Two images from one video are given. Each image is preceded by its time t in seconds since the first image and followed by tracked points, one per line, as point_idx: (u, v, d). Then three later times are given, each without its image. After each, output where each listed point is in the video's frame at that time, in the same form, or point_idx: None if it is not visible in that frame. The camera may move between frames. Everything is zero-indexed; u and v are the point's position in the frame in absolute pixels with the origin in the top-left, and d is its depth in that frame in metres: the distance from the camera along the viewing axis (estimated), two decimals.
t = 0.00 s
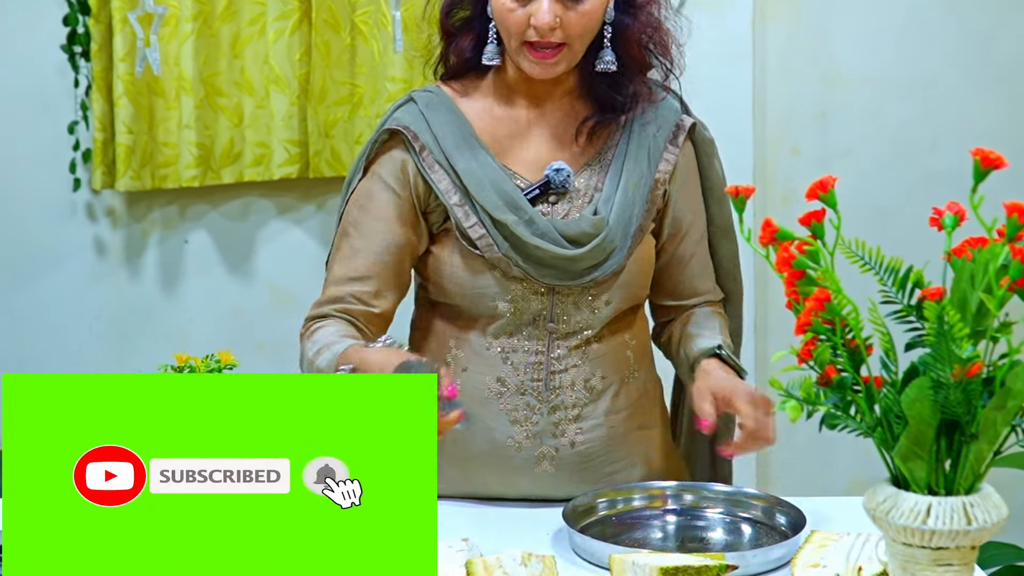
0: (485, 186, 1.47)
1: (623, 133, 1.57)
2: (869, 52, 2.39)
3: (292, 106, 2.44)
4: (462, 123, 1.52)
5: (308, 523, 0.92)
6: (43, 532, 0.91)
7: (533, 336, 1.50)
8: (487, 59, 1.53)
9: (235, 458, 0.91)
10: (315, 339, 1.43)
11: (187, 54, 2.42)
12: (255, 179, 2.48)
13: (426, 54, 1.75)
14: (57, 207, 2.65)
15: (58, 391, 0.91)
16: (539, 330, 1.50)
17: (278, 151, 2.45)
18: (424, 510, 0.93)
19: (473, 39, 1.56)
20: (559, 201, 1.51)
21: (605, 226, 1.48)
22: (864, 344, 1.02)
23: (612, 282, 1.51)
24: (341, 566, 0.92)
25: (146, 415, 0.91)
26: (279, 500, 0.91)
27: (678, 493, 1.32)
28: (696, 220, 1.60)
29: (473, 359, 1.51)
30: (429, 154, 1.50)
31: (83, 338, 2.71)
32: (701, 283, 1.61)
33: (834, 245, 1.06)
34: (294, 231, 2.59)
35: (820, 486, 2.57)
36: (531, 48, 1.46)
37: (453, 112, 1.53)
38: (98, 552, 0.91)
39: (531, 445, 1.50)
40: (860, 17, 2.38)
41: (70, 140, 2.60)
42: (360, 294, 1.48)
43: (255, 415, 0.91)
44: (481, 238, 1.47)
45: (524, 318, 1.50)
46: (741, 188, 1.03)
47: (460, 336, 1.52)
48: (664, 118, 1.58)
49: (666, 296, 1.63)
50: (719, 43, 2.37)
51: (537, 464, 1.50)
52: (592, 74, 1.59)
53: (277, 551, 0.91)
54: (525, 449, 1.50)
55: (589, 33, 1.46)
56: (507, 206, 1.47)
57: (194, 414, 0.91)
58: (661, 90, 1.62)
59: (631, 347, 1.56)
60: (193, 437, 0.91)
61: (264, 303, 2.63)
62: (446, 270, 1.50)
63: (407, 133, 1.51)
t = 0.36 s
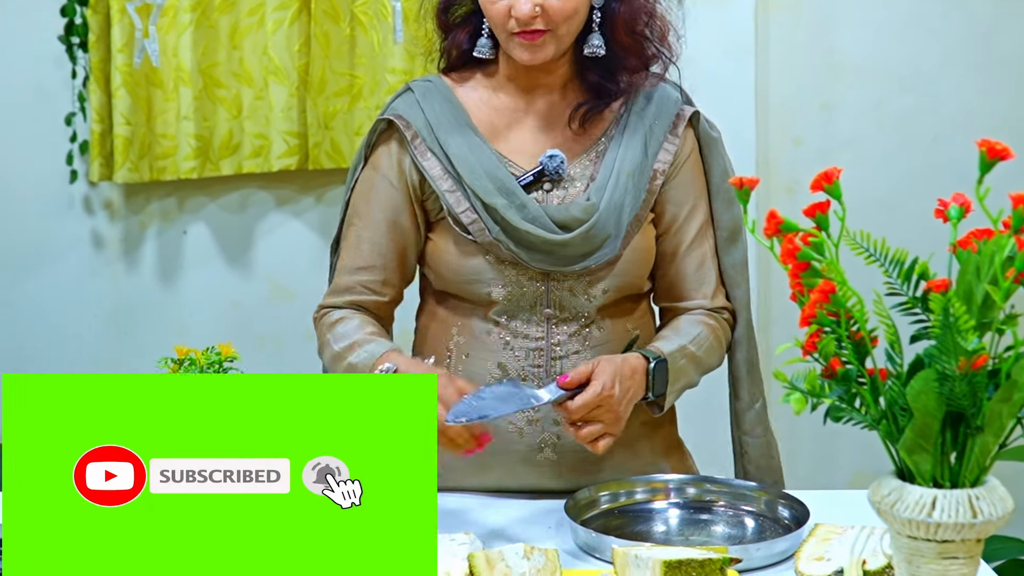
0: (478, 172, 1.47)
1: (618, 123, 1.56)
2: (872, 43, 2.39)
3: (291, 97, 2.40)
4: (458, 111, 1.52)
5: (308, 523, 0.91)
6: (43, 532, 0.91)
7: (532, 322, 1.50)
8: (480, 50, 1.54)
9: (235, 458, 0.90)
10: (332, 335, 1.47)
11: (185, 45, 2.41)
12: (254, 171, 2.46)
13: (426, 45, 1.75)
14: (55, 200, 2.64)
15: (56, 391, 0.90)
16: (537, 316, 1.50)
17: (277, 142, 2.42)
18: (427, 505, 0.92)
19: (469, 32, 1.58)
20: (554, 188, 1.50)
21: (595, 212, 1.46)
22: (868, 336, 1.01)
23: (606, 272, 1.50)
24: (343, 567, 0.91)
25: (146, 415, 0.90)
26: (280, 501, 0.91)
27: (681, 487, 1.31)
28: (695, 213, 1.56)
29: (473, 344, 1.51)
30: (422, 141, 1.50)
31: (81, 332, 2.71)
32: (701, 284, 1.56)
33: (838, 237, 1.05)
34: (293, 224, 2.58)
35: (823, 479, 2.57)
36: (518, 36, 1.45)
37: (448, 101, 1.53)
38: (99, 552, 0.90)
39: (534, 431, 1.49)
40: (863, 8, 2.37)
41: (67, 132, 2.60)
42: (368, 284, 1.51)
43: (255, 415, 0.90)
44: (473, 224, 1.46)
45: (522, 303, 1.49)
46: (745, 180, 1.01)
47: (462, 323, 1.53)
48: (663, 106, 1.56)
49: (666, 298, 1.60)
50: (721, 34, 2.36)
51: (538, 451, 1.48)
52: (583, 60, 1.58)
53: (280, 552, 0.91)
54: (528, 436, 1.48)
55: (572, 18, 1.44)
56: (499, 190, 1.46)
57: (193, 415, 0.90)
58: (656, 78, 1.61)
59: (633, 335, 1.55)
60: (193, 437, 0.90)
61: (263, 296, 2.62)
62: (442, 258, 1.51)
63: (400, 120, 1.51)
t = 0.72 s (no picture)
0: (473, 162, 1.46)
1: (618, 110, 1.55)
2: (874, 29, 2.37)
3: (288, 83, 2.39)
4: (454, 99, 1.51)
5: (309, 523, 0.90)
6: (42, 531, 0.90)
7: (530, 313, 1.49)
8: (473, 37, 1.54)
9: (235, 458, 0.90)
10: (314, 326, 1.45)
11: (181, 31, 2.41)
12: (251, 158, 2.45)
13: (425, 31, 1.74)
14: (50, 187, 2.63)
15: (55, 390, 0.90)
16: (535, 306, 1.49)
17: (275, 128, 2.41)
18: (427, 498, 0.92)
19: (466, 18, 1.57)
20: (551, 177, 1.49)
21: (592, 202, 1.45)
22: (871, 324, 1.00)
23: (603, 262, 1.49)
24: (346, 565, 0.91)
25: (145, 415, 0.90)
26: (281, 503, 0.90)
27: (682, 475, 1.31)
28: (695, 202, 1.55)
29: (472, 334, 1.50)
30: (418, 132, 1.49)
31: (78, 319, 2.70)
32: (702, 272, 1.55)
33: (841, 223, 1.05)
34: (290, 211, 2.56)
35: (824, 467, 2.57)
36: (517, 24, 1.44)
37: (445, 89, 1.52)
38: (98, 552, 0.90)
39: (533, 422, 1.48)
40: None
41: (62, 118, 2.58)
42: (349, 270, 1.49)
43: (254, 416, 0.90)
44: (469, 214, 1.46)
45: (520, 293, 1.49)
46: (747, 167, 1.01)
47: (461, 313, 1.52)
48: (664, 94, 1.55)
49: (667, 287, 1.59)
50: (721, 19, 2.35)
51: (538, 441, 1.48)
52: (583, 49, 1.58)
53: (279, 552, 0.90)
54: (527, 427, 1.48)
55: (573, 7, 1.44)
56: (495, 181, 1.45)
57: (193, 416, 0.89)
58: (656, 65, 1.60)
59: (632, 324, 1.54)
60: (193, 437, 0.89)
61: (260, 284, 2.61)
62: (442, 249, 1.50)
63: (396, 111, 1.51)
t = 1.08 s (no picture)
0: (475, 147, 1.45)
1: (617, 95, 1.54)
2: (874, 9, 2.36)
3: (283, 68, 2.37)
4: (454, 83, 1.50)
5: (308, 523, 0.89)
6: (42, 531, 0.88)
7: (528, 302, 1.48)
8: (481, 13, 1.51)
9: (234, 458, 0.88)
10: (291, 297, 1.40)
11: (174, 17, 2.38)
12: (246, 144, 2.44)
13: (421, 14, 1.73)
14: (43, 175, 2.61)
15: (55, 388, 0.88)
16: (535, 296, 1.48)
17: (269, 114, 2.39)
18: (429, 490, 0.91)
19: None
20: (551, 164, 1.49)
21: (594, 189, 1.45)
22: (870, 310, 0.99)
23: (603, 250, 1.49)
24: (343, 564, 0.89)
25: (146, 415, 0.88)
26: (282, 502, 0.89)
27: (681, 461, 1.31)
28: (697, 182, 1.55)
29: (470, 324, 1.49)
30: (418, 113, 1.48)
31: (72, 307, 2.69)
32: (701, 258, 1.54)
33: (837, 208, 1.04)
34: (285, 197, 2.55)
35: (823, 452, 2.56)
36: None
37: (445, 72, 1.51)
38: (98, 553, 0.88)
39: (531, 413, 1.47)
40: None
41: (54, 105, 2.57)
42: (338, 248, 1.45)
43: (256, 416, 0.88)
44: (469, 199, 1.44)
45: (518, 283, 1.48)
46: (745, 152, 0.99)
47: (457, 302, 1.51)
48: (662, 80, 1.55)
49: (666, 274, 1.58)
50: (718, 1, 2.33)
51: (537, 432, 1.47)
52: (586, 34, 1.57)
53: (279, 552, 0.89)
54: (524, 418, 1.47)
55: None
56: (497, 166, 1.45)
57: (194, 415, 0.88)
58: (655, 52, 1.60)
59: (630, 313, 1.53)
60: (193, 437, 0.88)
61: (255, 270, 2.61)
62: (439, 235, 1.48)
63: (396, 91, 1.49)
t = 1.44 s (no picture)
0: (475, 142, 1.44)
1: (617, 89, 1.53)
2: None
3: (277, 60, 2.36)
4: (455, 76, 1.49)
5: (309, 523, 0.89)
6: (41, 532, 0.88)
7: (525, 298, 1.48)
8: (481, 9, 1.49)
9: (234, 458, 0.88)
10: (289, 284, 1.37)
11: (167, 9, 2.36)
12: (240, 136, 2.42)
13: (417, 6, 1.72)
14: (35, 167, 2.60)
15: (55, 390, 0.88)
16: (533, 291, 1.48)
17: (263, 106, 2.38)
18: (429, 491, 0.91)
19: None
20: (551, 160, 1.48)
21: (595, 186, 1.44)
22: (869, 305, 0.99)
23: (603, 246, 1.48)
24: (343, 564, 0.89)
25: (146, 415, 0.88)
26: (282, 502, 0.89)
27: (679, 455, 1.30)
28: (697, 178, 1.55)
29: (467, 319, 1.49)
30: (420, 107, 1.47)
31: (66, 301, 2.68)
32: (704, 251, 1.54)
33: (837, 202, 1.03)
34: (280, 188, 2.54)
35: (824, 444, 2.56)
36: None
37: (446, 65, 1.50)
38: (98, 552, 0.88)
39: (529, 409, 1.47)
40: None
41: (46, 97, 2.56)
42: (325, 237, 1.43)
43: (255, 415, 0.88)
44: (469, 195, 1.44)
45: (517, 278, 1.47)
46: (741, 146, 0.98)
47: (455, 298, 1.50)
48: (662, 72, 1.54)
49: (667, 267, 1.58)
50: None
51: (536, 428, 1.47)
52: (587, 28, 1.56)
53: (280, 551, 0.89)
54: (523, 413, 1.47)
55: None
56: (497, 162, 1.44)
57: (193, 414, 0.88)
58: (657, 43, 1.58)
59: (627, 308, 1.53)
60: (192, 437, 0.88)
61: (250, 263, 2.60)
62: (436, 230, 1.48)
63: (398, 82, 1.47)
